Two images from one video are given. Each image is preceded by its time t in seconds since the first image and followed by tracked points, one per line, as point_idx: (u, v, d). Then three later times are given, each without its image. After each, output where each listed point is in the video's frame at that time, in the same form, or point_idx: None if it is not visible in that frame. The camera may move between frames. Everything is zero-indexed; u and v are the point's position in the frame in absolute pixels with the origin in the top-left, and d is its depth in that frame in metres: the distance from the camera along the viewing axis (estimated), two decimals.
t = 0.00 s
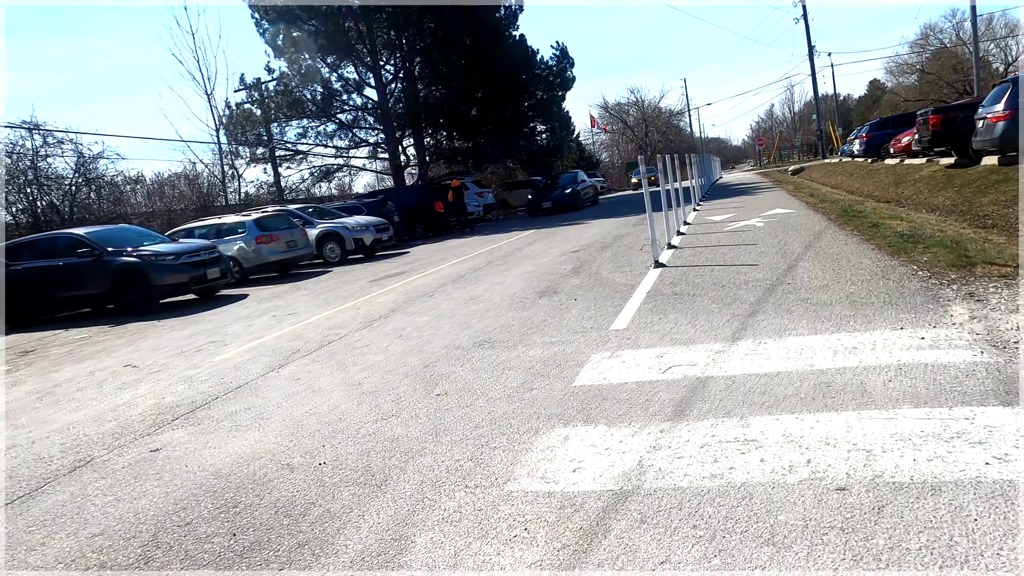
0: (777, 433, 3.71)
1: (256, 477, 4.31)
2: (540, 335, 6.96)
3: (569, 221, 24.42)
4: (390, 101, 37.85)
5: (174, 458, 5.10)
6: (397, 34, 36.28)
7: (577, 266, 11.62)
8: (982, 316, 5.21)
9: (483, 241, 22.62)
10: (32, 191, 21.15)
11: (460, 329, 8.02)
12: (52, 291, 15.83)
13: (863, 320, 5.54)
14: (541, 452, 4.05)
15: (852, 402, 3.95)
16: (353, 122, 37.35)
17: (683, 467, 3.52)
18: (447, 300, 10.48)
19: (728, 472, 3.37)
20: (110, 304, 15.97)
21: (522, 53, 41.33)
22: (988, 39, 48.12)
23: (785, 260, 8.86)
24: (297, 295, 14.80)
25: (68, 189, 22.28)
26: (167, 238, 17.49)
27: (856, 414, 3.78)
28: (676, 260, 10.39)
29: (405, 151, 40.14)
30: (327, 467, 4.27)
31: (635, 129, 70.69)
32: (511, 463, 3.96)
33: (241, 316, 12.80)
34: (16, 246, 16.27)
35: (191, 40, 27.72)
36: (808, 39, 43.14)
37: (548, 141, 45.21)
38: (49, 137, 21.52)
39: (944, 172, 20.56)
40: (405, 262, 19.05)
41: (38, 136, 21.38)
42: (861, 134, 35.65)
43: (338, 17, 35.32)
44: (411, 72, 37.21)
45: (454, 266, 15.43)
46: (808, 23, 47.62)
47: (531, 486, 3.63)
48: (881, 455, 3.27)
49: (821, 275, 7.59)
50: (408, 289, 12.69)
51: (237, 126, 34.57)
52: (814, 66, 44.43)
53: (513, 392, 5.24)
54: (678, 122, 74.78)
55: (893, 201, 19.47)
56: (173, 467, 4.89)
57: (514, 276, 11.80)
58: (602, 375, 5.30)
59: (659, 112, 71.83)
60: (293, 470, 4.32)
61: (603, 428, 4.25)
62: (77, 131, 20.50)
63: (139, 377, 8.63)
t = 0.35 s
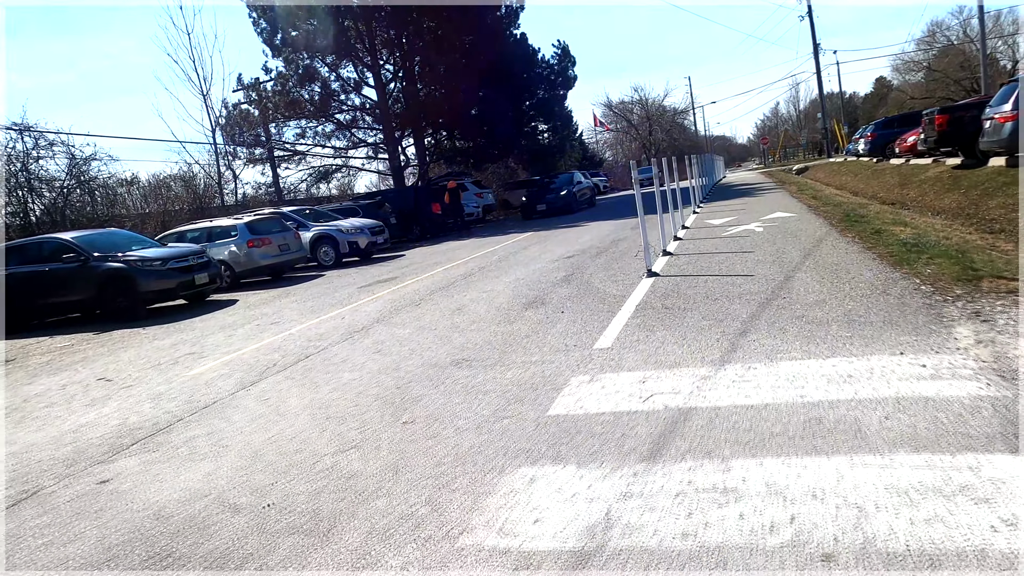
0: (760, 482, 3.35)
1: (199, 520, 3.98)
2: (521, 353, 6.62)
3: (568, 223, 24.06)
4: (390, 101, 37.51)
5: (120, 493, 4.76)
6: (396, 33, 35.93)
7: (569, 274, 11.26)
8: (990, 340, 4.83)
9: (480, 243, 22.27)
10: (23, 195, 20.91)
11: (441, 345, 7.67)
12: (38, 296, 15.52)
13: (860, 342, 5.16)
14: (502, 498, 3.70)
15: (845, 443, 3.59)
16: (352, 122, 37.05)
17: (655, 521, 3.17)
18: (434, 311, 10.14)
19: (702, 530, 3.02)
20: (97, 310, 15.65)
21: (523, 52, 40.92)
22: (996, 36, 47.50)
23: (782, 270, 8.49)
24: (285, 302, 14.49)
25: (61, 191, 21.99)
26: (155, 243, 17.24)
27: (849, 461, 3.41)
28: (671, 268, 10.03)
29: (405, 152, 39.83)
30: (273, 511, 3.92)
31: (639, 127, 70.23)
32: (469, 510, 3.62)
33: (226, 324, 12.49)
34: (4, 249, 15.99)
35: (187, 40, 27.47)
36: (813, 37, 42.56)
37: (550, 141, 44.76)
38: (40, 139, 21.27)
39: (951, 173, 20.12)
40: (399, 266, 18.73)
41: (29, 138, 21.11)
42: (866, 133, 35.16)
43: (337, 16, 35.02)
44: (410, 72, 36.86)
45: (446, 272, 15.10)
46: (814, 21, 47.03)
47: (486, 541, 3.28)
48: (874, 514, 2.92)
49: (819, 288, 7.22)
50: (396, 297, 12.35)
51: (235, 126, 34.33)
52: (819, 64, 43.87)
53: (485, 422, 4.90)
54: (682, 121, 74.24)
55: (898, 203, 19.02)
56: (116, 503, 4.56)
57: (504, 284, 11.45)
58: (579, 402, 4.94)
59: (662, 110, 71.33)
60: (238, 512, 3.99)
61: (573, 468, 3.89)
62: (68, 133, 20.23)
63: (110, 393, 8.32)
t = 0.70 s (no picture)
0: (772, 519, 2.91)
1: (145, 554, 3.58)
2: (514, 362, 6.18)
3: (573, 223, 23.64)
4: (395, 100, 37.20)
5: (68, 517, 4.36)
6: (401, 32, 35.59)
7: (571, 276, 10.83)
8: None
9: (483, 244, 21.86)
10: (21, 197, 20.78)
11: (431, 352, 7.24)
12: (31, 299, 15.23)
13: (881, 353, 4.70)
14: (479, 532, 3.27)
15: (870, 475, 3.14)
16: (357, 122, 36.75)
17: (651, 567, 2.74)
18: (429, 315, 9.73)
19: None
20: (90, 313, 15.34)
21: (530, 51, 40.47)
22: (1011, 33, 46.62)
23: (793, 272, 8.02)
24: (281, 305, 14.11)
25: (61, 192, 21.80)
26: (151, 244, 16.94)
27: (877, 497, 2.96)
28: (677, 270, 9.57)
29: (410, 152, 39.48)
30: (226, 544, 3.53)
31: (648, 127, 69.64)
32: (440, 548, 3.19)
33: (218, 328, 12.12)
34: None
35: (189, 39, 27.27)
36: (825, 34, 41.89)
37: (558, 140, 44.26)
38: (39, 139, 21.05)
39: (967, 172, 19.54)
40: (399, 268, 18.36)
41: (28, 138, 20.90)
42: (878, 132, 34.51)
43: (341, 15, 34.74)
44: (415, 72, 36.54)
45: (446, 273, 14.71)
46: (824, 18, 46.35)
47: None
48: (909, 566, 2.48)
49: (834, 292, 6.74)
50: (392, 300, 11.95)
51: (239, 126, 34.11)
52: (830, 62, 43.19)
53: (468, 440, 4.48)
54: (691, 120, 73.59)
55: (913, 203, 18.46)
56: (63, 529, 4.16)
57: (503, 287, 11.03)
58: (572, 420, 4.50)
59: (671, 110, 70.73)
60: (188, 545, 3.59)
61: (561, 498, 3.46)
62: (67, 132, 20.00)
63: (88, 401, 7.97)
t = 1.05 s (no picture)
0: None
1: None
2: (504, 382, 5.73)
3: (576, 226, 23.18)
4: (397, 101, 36.79)
5: (3, 562, 3.93)
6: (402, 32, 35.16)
7: (570, 284, 10.37)
8: None
9: (484, 247, 21.43)
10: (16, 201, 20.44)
11: (419, 368, 6.80)
12: (19, 306, 14.88)
13: (910, 379, 4.20)
14: None
15: (907, 541, 2.67)
16: (358, 123, 36.36)
17: None
18: (421, 324, 9.30)
19: None
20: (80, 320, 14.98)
21: (534, 50, 39.96)
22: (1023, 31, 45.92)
23: (805, 282, 7.54)
24: (273, 311, 13.72)
25: (55, 196, 21.46)
26: (144, 249, 16.57)
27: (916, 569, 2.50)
28: (681, 278, 9.09)
29: (413, 153, 39.08)
30: None
31: (653, 127, 69.08)
32: None
33: (206, 337, 11.73)
34: None
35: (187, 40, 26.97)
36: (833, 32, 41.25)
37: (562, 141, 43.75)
38: (33, 142, 20.71)
39: (982, 172, 18.98)
40: (398, 272, 17.95)
41: (21, 141, 20.55)
42: (888, 131, 33.92)
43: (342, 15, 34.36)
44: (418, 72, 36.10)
45: (443, 279, 14.27)
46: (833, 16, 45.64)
47: None
48: None
49: (850, 304, 6.26)
50: (386, 307, 11.52)
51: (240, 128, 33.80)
52: (839, 60, 42.51)
53: (446, 478, 4.02)
54: (697, 120, 72.99)
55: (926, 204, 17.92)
56: None
57: (500, 295, 10.58)
58: (562, 455, 4.04)
59: (677, 110, 70.16)
60: None
61: (544, 558, 3.00)
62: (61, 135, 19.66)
63: (58, 419, 7.55)
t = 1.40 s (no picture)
0: None
1: None
2: (482, 407, 5.32)
3: (575, 227, 22.77)
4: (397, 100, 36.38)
5: None
6: (401, 30, 34.73)
7: (563, 293, 9.95)
8: None
9: (481, 250, 21.03)
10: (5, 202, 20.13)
11: (396, 387, 6.40)
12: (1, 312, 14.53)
13: (924, 417, 3.77)
14: None
15: None
16: (356, 122, 35.99)
17: None
18: (406, 336, 8.91)
19: None
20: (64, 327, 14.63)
21: (536, 48, 39.47)
22: None
23: (808, 294, 7.10)
24: (260, 318, 13.35)
25: (46, 197, 21.16)
26: (132, 253, 16.23)
27: None
28: (678, 288, 8.67)
29: (412, 153, 38.67)
30: None
31: (657, 125, 68.55)
32: None
33: (188, 347, 11.36)
34: None
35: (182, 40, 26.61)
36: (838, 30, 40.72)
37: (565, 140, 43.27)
38: (22, 143, 20.38)
39: (992, 172, 18.51)
40: (392, 276, 17.58)
41: (11, 142, 20.22)
42: (894, 130, 33.42)
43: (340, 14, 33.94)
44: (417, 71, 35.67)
45: (436, 285, 13.88)
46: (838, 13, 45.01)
47: None
48: None
49: (856, 322, 5.82)
50: (374, 316, 11.13)
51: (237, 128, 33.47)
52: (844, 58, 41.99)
53: (407, 526, 3.62)
54: (701, 119, 72.44)
55: (934, 207, 17.44)
56: None
57: (490, 304, 10.18)
58: (534, 501, 3.62)
59: (680, 108, 69.65)
60: None
61: None
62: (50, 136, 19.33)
63: (20, 438, 7.17)
